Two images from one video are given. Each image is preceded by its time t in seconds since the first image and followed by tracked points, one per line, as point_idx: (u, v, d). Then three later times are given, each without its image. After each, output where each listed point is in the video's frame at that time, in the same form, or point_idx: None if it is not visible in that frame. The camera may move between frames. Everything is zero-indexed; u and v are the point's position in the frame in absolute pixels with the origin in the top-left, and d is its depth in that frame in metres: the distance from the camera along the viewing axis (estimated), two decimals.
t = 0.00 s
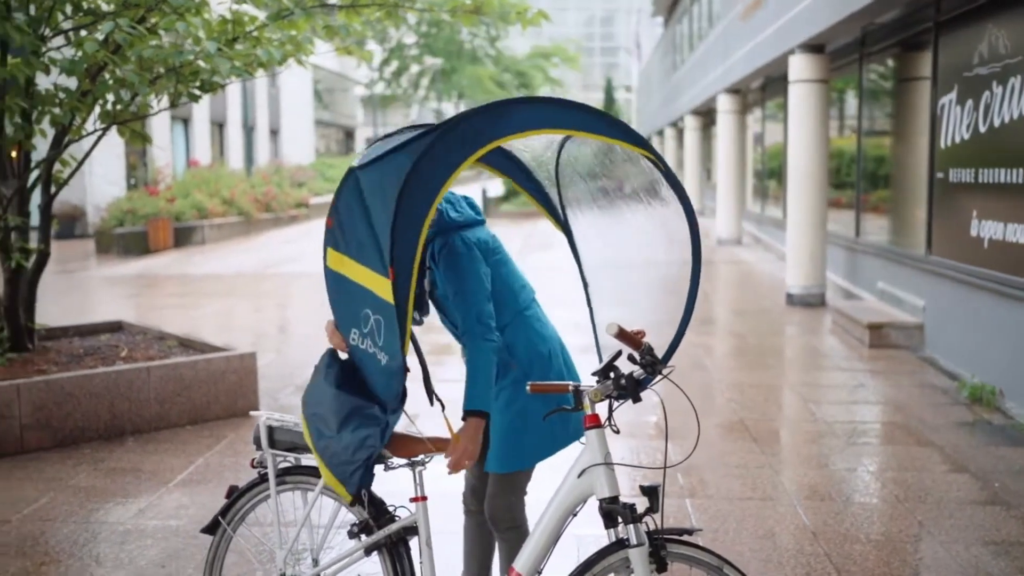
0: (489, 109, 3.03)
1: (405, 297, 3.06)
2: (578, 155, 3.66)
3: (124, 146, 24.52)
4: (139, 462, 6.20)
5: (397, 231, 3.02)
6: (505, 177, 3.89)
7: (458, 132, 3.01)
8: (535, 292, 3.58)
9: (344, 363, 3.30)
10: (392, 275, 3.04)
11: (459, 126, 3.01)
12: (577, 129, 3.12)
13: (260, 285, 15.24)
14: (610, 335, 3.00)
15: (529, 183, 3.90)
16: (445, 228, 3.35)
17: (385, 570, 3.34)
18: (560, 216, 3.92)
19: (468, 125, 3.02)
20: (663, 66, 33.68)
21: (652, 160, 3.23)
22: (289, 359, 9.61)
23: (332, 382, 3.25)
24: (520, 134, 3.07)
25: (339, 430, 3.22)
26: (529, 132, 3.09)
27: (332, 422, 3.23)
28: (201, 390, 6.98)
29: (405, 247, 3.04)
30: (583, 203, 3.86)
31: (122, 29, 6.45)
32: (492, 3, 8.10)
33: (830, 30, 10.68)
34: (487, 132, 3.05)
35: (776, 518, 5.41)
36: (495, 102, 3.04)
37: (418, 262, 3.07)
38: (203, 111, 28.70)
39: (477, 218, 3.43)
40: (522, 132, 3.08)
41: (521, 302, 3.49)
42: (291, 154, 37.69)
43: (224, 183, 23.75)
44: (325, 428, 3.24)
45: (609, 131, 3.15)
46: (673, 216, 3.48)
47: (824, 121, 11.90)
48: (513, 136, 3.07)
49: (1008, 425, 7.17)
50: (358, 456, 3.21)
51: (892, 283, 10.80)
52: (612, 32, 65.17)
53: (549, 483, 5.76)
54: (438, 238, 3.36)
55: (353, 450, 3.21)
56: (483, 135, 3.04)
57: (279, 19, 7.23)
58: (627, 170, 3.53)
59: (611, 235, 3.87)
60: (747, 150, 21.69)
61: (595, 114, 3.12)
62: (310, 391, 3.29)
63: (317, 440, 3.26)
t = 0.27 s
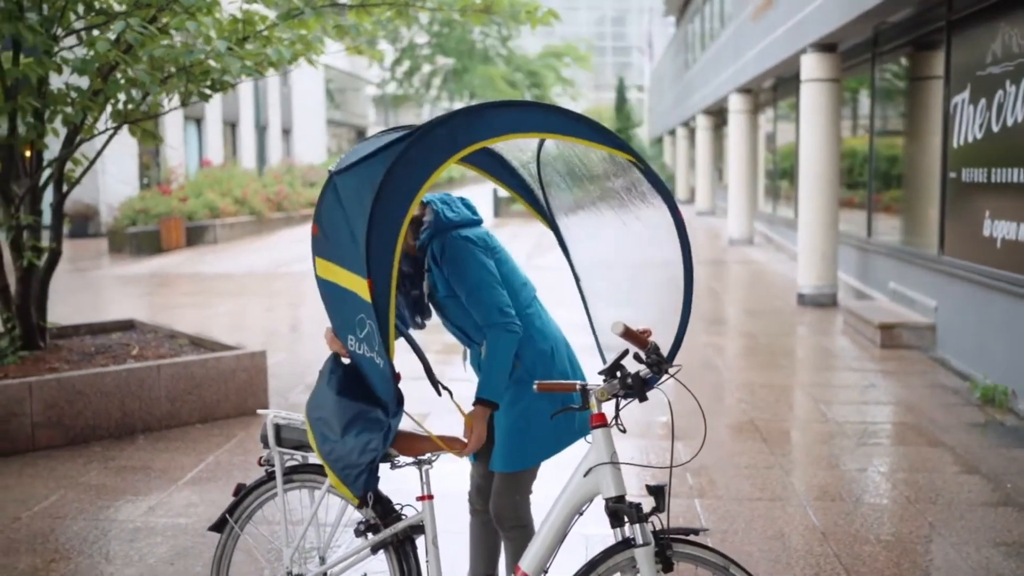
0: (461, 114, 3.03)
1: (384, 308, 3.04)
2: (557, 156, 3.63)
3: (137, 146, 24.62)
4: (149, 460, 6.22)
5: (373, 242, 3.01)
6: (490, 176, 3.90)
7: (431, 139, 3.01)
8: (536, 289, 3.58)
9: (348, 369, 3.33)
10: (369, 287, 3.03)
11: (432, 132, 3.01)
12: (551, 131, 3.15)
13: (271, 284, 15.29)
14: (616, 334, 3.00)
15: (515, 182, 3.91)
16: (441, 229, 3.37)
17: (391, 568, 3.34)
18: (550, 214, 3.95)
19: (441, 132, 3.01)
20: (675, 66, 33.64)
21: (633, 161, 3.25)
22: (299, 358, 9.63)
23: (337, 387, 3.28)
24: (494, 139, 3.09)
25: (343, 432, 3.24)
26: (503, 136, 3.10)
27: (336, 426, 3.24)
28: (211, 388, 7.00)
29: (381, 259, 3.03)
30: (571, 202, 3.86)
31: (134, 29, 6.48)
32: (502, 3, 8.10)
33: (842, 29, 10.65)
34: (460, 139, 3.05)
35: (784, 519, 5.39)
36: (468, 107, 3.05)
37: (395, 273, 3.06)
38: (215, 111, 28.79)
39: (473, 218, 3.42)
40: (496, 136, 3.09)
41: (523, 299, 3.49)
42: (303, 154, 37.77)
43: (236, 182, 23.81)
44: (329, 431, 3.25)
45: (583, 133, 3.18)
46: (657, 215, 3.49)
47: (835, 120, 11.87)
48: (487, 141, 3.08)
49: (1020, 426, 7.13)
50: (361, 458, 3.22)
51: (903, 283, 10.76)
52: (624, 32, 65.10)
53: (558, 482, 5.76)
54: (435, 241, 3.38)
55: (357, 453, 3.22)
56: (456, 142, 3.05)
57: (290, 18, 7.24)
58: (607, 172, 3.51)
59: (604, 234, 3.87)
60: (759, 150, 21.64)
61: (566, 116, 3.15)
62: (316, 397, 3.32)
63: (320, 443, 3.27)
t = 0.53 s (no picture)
0: (460, 116, 3.03)
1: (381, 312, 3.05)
2: (556, 157, 3.56)
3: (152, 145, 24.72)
4: (161, 458, 6.24)
5: (369, 244, 3.02)
6: (492, 178, 3.85)
7: (430, 141, 3.01)
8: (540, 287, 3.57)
9: (362, 374, 3.33)
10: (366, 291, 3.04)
11: (430, 134, 3.01)
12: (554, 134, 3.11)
13: (284, 283, 15.33)
14: (622, 333, 2.99)
15: (518, 183, 3.86)
16: (446, 225, 3.39)
17: (398, 567, 3.34)
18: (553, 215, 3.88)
19: (440, 134, 3.01)
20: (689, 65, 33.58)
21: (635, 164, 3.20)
22: (311, 357, 9.65)
23: (348, 391, 3.27)
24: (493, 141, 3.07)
25: (352, 436, 3.23)
26: (504, 138, 3.08)
27: (345, 429, 3.24)
28: (223, 387, 7.02)
29: (377, 261, 3.04)
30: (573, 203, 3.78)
31: (146, 29, 6.51)
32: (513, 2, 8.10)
33: (856, 27, 10.60)
34: (460, 141, 3.04)
35: (795, 519, 5.37)
36: (468, 108, 3.05)
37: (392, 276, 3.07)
38: (229, 110, 28.89)
39: (477, 214, 3.44)
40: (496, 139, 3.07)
41: (527, 295, 3.50)
42: (316, 154, 37.85)
43: (249, 182, 23.89)
44: (338, 434, 3.25)
45: (585, 134, 3.12)
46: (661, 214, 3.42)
47: (849, 119, 11.82)
48: (486, 143, 3.06)
49: None
50: (369, 462, 3.22)
51: (917, 283, 10.71)
52: (637, 31, 65.03)
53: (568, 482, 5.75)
54: (440, 238, 3.39)
55: (365, 457, 3.22)
56: (455, 144, 3.04)
57: (301, 18, 7.26)
58: (608, 172, 3.44)
59: (607, 237, 3.79)
60: (772, 150, 21.57)
61: (571, 118, 3.10)
62: (328, 399, 3.31)
63: (330, 445, 3.27)
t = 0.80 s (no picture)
0: (438, 117, 3.03)
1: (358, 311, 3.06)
2: (547, 159, 3.53)
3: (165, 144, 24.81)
4: (172, 456, 6.26)
5: (344, 242, 3.01)
6: (493, 178, 3.81)
7: (407, 141, 3.01)
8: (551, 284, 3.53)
9: (355, 375, 3.34)
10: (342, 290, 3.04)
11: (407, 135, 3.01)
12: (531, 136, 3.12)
13: (296, 282, 15.35)
14: (629, 332, 2.97)
15: (518, 182, 3.82)
16: (460, 222, 3.33)
17: (405, 567, 3.33)
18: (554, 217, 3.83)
19: (417, 134, 3.02)
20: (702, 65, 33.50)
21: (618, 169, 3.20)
22: (322, 356, 9.67)
23: (348, 390, 3.31)
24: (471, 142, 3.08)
25: (353, 433, 3.26)
26: (481, 140, 3.09)
27: (345, 428, 3.27)
28: (234, 385, 7.04)
29: (353, 260, 3.04)
30: (570, 204, 3.73)
31: (158, 28, 6.53)
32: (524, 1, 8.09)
33: (869, 25, 10.54)
34: (437, 141, 3.05)
35: (805, 520, 5.35)
36: (446, 109, 3.06)
37: (367, 275, 3.07)
38: (242, 109, 28.97)
39: (491, 211, 3.40)
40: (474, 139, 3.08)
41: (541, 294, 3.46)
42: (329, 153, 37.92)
43: (262, 181, 23.94)
44: (338, 431, 3.27)
45: (566, 138, 3.14)
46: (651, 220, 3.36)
47: (862, 118, 11.77)
48: (466, 144, 3.08)
49: None
50: (371, 457, 3.24)
51: (931, 283, 10.65)
52: (650, 30, 64.94)
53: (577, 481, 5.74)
54: (454, 234, 3.34)
55: (367, 453, 3.24)
56: (433, 144, 3.05)
57: (312, 17, 7.27)
58: (597, 175, 3.39)
59: (608, 240, 3.74)
60: (785, 149, 21.50)
61: (548, 121, 3.12)
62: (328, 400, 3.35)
63: (330, 444, 3.28)
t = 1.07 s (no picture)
0: (438, 122, 3.04)
1: (356, 316, 3.07)
2: (547, 161, 3.52)
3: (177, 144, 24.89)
4: (180, 455, 6.27)
5: (343, 245, 3.02)
6: (498, 180, 3.82)
7: (407, 146, 3.02)
8: (571, 286, 3.51)
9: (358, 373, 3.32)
10: (339, 293, 3.05)
11: (408, 140, 3.02)
12: (531, 143, 3.13)
13: (306, 280, 15.37)
14: (634, 332, 2.96)
15: (522, 186, 3.82)
16: (480, 230, 3.29)
17: (411, 565, 3.33)
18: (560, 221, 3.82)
19: (417, 139, 3.03)
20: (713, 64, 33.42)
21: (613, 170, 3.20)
22: (331, 355, 9.67)
23: (355, 387, 3.30)
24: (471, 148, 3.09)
25: (361, 432, 3.26)
26: (480, 146, 3.10)
27: (353, 426, 3.26)
28: (243, 384, 7.05)
29: (351, 263, 3.05)
30: (573, 205, 3.72)
31: (168, 27, 6.55)
32: None
33: (881, 24, 10.50)
34: (437, 146, 3.06)
35: (815, 521, 5.32)
36: (447, 115, 3.07)
37: (366, 279, 3.08)
38: (253, 109, 29.03)
39: (509, 217, 3.36)
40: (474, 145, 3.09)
41: (562, 297, 3.44)
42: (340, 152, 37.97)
43: (273, 180, 23.99)
44: (347, 431, 3.27)
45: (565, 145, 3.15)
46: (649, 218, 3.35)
47: (873, 117, 11.73)
48: (466, 149, 3.09)
49: None
50: (381, 455, 3.24)
51: (942, 283, 10.60)
52: (661, 30, 64.83)
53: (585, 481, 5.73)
54: (474, 242, 3.29)
55: (376, 451, 3.24)
56: (432, 150, 3.06)
57: (322, 17, 7.28)
58: (594, 176, 3.38)
59: (613, 242, 3.70)
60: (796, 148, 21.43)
61: (548, 128, 3.12)
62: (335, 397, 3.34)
63: (339, 443, 3.28)
